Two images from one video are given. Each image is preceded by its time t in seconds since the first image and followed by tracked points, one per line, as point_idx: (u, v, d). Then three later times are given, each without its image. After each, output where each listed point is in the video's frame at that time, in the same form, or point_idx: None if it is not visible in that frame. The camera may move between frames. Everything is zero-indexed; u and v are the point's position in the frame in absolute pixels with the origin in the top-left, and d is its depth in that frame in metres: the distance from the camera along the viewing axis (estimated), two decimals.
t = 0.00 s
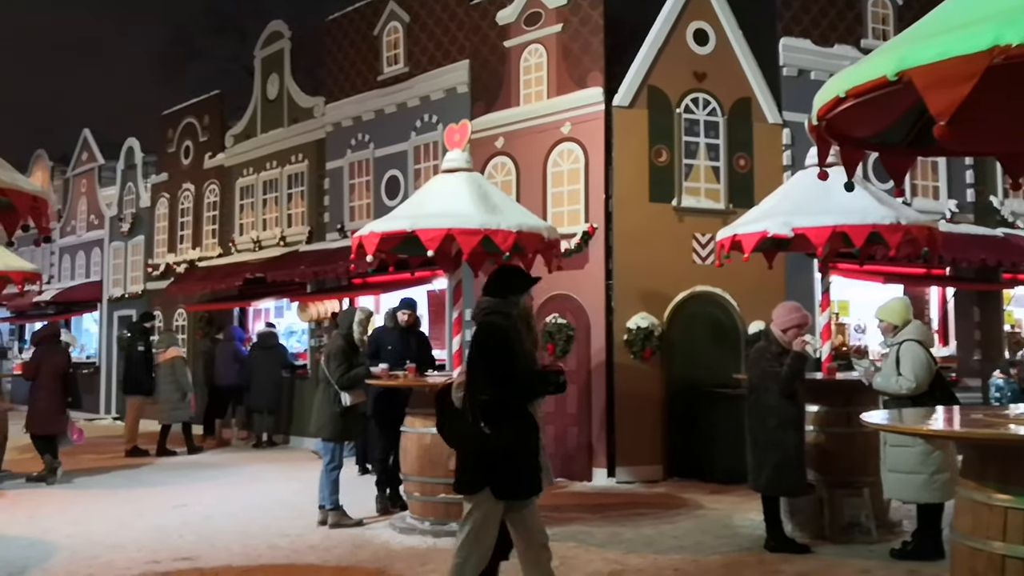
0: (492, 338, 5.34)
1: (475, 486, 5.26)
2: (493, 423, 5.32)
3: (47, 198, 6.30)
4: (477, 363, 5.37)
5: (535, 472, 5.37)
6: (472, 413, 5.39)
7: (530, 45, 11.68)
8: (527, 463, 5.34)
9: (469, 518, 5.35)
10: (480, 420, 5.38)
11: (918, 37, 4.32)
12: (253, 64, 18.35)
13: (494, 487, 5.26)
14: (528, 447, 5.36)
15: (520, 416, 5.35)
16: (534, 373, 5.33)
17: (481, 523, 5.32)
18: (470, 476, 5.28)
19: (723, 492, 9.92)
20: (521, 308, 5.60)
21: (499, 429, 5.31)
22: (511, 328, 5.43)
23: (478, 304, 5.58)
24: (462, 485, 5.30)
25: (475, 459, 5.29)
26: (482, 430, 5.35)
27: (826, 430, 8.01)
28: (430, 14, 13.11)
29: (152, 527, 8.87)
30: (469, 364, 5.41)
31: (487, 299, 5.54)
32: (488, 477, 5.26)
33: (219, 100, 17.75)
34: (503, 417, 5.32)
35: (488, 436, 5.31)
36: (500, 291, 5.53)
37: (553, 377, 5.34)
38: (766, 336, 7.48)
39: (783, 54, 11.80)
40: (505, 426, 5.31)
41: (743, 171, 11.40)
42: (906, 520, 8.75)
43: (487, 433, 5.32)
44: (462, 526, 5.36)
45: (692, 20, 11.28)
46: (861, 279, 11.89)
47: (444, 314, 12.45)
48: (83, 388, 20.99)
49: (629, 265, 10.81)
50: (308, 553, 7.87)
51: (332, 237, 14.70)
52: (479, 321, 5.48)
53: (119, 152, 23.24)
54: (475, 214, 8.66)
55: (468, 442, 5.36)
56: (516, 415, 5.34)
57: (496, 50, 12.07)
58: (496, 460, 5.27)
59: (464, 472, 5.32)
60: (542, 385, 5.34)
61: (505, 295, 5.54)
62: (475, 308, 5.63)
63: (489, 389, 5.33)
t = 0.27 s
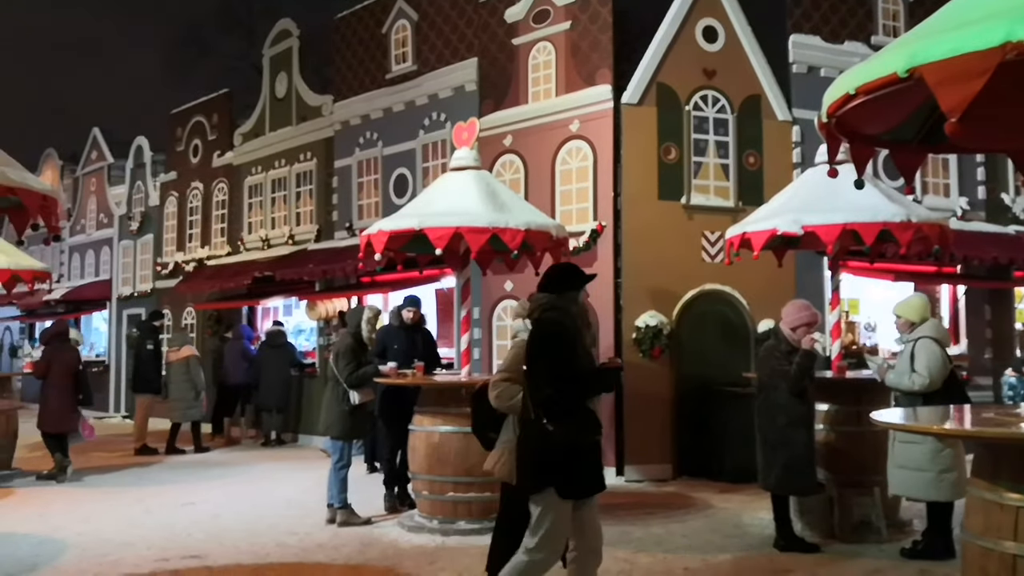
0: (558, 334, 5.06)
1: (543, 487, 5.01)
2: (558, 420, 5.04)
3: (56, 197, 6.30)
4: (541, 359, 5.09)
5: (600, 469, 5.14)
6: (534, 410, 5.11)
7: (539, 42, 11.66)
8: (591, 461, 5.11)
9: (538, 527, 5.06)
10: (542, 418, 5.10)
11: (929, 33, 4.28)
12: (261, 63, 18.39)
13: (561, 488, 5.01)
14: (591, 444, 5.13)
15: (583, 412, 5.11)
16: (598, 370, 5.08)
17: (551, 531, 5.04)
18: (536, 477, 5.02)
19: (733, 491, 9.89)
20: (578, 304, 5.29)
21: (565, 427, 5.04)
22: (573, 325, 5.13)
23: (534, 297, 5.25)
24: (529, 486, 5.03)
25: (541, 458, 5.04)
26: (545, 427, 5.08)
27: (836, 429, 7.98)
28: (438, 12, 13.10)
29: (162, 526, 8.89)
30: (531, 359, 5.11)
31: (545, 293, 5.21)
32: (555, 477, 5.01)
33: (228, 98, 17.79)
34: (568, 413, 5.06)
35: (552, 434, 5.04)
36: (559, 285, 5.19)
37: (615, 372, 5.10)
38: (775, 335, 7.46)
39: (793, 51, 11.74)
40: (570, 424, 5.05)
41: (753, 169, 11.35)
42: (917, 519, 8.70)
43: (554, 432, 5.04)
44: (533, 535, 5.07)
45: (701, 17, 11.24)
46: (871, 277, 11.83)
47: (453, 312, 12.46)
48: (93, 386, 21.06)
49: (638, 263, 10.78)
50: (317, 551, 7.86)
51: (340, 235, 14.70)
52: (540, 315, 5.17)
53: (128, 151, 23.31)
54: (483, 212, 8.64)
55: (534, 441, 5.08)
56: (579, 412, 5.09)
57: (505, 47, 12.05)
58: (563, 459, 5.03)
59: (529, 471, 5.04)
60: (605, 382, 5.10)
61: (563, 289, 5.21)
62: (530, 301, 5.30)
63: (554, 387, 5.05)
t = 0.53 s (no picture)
0: (604, 326, 5.02)
1: (592, 478, 4.96)
2: (607, 411, 4.99)
3: (62, 196, 6.34)
4: (586, 350, 5.05)
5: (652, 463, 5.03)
6: (583, 402, 5.08)
7: (544, 40, 11.65)
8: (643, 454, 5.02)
9: (619, 528, 5.01)
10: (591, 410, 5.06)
11: (935, 29, 4.27)
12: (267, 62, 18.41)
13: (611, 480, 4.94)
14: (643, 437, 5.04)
15: (633, 404, 5.02)
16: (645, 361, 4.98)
17: (606, 536, 5.43)
18: (585, 468, 4.98)
19: (739, 489, 9.88)
20: (628, 296, 5.26)
21: (612, 418, 4.98)
22: (622, 317, 5.09)
23: (584, 290, 5.26)
24: (575, 477, 5.00)
25: (590, 450, 4.99)
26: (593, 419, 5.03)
27: (843, 426, 7.97)
28: (443, 10, 13.10)
29: (169, 523, 8.92)
30: (578, 351, 5.09)
31: (593, 286, 5.20)
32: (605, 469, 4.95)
33: (234, 97, 17.83)
34: (616, 405, 4.99)
35: (601, 426, 4.99)
36: (607, 278, 5.17)
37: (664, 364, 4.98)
38: (783, 331, 7.44)
39: (799, 48, 11.71)
40: (618, 416, 4.98)
41: (759, 166, 11.33)
42: (924, 517, 8.69)
43: (601, 423, 4.98)
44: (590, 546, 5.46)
45: (707, 14, 11.22)
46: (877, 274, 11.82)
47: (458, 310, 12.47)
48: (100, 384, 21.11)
49: (643, 261, 10.78)
50: (323, 549, 7.88)
51: (346, 233, 14.71)
52: (587, 307, 5.15)
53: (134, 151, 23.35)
54: (489, 210, 8.64)
55: (582, 432, 5.04)
56: (629, 404, 5.01)
57: (510, 45, 12.05)
58: (612, 451, 4.96)
59: (577, 463, 5.01)
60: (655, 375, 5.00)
61: (612, 282, 5.18)
62: (581, 295, 5.30)
63: (600, 379, 5.00)
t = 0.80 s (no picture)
0: (668, 329, 4.99)
1: (662, 485, 4.91)
2: (674, 417, 4.94)
3: (77, 196, 6.41)
4: (650, 355, 5.02)
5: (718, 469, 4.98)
6: (649, 408, 5.03)
7: (556, 38, 11.66)
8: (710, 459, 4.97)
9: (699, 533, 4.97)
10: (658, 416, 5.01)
11: (948, 26, 4.27)
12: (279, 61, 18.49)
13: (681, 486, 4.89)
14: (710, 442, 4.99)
15: (699, 410, 4.97)
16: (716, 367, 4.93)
17: (652, 529, 5.12)
18: (653, 475, 4.93)
19: (751, 487, 9.88)
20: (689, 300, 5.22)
21: (680, 424, 4.94)
22: (685, 321, 5.06)
23: (645, 294, 5.24)
24: (644, 486, 4.95)
25: (659, 457, 4.94)
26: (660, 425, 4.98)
27: (856, 424, 7.95)
28: (455, 9, 13.13)
29: (184, 520, 8.99)
30: (642, 357, 5.05)
31: (655, 290, 5.16)
32: (674, 476, 4.90)
33: (247, 97, 17.92)
34: (683, 410, 4.94)
35: (669, 431, 4.94)
36: (669, 282, 5.14)
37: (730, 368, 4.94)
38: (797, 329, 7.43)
39: (810, 45, 11.69)
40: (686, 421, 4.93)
41: (771, 163, 11.31)
42: (937, 515, 8.67)
43: (670, 429, 4.94)
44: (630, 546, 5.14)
45: (719, 11, 11.21)
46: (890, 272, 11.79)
47: (471, 309, 12.51)
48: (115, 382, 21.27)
49: (655, 258, 10.78)
50: (337, 546, 7.93)
51: (359, 232, 14.77)
52: (650, 311, 5.12)
53: (148, 150, 23.51)
54: (500, 208, 8.67)
55: (649, 440, 5.00)
56: (695, 409, 4.97)
57: (521, 43, 12.06)
58: (680, 457, 4.92)
59: (644, 472, 4.97)
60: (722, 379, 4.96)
61: (674, 286, 5.15)
62: (642, 299, 5.27)
63: (666, 383, 4.95)
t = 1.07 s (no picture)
0: (745, 324, 4.84)
1: (737, 483, 4.91)
2: (750, 413, 4.91)
3: (95, 196, 6.49)
4: (725, 351, 4.88)
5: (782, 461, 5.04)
6: (722, 403, 4.94)
7: (568, 38, 11.70)
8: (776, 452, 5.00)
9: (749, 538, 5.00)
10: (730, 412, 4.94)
11: (962, 23, 4.28)
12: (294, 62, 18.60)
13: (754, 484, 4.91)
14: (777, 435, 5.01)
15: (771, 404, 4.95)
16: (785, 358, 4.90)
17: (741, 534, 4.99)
18: (728, 472, 4.91)
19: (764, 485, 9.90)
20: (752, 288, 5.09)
21: (755, 420, 4.91)
22: (759, 313, 4.93)
23: (709, 283, 5.04)
24: (718, 484, 4.93)
25: (734, 454, 4.91)
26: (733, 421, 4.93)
27: (869, 424, 7.95)
28: (468, 9, 13.19)
29: (201, 517, 9.09)
30: (717, 351, 4.90)
31: (723, 280, 4.99)
32: (748, 473, 4.90)
33: (262, 98, 18.04)
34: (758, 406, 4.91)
35: (745, 428, 4.91)
36: (738, 272, 4.97)
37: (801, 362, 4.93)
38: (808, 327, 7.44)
39: (823, 43, 11.69)
40: (760, 417, 4.92)
41: (783, 162, 11.32)
42: (951, 513, 8.67)
43: (746, 425, 4.90)
44: (738, 546, 4.98)
45: (731, 10, 11.23)
46: (903, 270, 11.77)
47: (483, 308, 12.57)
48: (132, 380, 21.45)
49: (667, 257, 10.81)
50: (352, 543, 8.00)
51: (373, 231, 14.85)
52: (719, 302, 4.93)
53: (164, 150, 23.69)
54: (513, 207, 8.72)
55: (724, 436, 4.94)
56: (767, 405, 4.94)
57: (534, 43, 12.12)
58: (754, 453, 4.91)
59: (719, 469, 4.93)
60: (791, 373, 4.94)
61: (742, 276, 4.99)
62: (704, 286, 5.08)
63: (744, 381, 4.87)
